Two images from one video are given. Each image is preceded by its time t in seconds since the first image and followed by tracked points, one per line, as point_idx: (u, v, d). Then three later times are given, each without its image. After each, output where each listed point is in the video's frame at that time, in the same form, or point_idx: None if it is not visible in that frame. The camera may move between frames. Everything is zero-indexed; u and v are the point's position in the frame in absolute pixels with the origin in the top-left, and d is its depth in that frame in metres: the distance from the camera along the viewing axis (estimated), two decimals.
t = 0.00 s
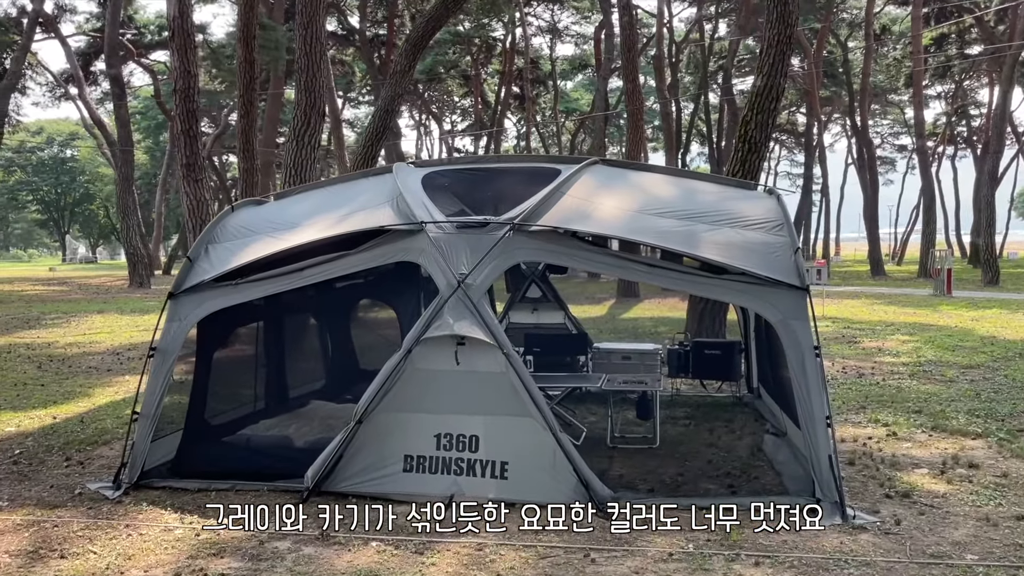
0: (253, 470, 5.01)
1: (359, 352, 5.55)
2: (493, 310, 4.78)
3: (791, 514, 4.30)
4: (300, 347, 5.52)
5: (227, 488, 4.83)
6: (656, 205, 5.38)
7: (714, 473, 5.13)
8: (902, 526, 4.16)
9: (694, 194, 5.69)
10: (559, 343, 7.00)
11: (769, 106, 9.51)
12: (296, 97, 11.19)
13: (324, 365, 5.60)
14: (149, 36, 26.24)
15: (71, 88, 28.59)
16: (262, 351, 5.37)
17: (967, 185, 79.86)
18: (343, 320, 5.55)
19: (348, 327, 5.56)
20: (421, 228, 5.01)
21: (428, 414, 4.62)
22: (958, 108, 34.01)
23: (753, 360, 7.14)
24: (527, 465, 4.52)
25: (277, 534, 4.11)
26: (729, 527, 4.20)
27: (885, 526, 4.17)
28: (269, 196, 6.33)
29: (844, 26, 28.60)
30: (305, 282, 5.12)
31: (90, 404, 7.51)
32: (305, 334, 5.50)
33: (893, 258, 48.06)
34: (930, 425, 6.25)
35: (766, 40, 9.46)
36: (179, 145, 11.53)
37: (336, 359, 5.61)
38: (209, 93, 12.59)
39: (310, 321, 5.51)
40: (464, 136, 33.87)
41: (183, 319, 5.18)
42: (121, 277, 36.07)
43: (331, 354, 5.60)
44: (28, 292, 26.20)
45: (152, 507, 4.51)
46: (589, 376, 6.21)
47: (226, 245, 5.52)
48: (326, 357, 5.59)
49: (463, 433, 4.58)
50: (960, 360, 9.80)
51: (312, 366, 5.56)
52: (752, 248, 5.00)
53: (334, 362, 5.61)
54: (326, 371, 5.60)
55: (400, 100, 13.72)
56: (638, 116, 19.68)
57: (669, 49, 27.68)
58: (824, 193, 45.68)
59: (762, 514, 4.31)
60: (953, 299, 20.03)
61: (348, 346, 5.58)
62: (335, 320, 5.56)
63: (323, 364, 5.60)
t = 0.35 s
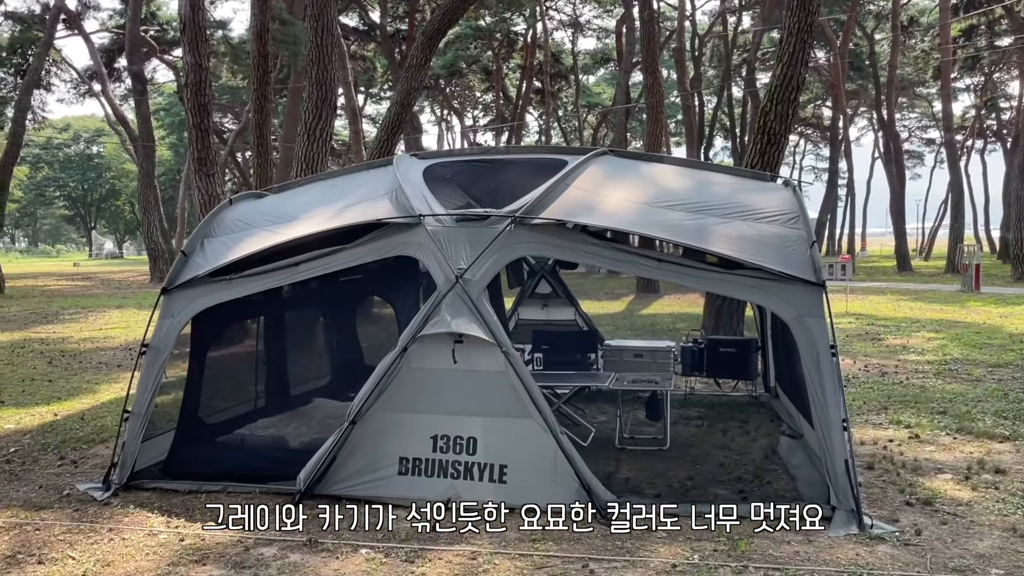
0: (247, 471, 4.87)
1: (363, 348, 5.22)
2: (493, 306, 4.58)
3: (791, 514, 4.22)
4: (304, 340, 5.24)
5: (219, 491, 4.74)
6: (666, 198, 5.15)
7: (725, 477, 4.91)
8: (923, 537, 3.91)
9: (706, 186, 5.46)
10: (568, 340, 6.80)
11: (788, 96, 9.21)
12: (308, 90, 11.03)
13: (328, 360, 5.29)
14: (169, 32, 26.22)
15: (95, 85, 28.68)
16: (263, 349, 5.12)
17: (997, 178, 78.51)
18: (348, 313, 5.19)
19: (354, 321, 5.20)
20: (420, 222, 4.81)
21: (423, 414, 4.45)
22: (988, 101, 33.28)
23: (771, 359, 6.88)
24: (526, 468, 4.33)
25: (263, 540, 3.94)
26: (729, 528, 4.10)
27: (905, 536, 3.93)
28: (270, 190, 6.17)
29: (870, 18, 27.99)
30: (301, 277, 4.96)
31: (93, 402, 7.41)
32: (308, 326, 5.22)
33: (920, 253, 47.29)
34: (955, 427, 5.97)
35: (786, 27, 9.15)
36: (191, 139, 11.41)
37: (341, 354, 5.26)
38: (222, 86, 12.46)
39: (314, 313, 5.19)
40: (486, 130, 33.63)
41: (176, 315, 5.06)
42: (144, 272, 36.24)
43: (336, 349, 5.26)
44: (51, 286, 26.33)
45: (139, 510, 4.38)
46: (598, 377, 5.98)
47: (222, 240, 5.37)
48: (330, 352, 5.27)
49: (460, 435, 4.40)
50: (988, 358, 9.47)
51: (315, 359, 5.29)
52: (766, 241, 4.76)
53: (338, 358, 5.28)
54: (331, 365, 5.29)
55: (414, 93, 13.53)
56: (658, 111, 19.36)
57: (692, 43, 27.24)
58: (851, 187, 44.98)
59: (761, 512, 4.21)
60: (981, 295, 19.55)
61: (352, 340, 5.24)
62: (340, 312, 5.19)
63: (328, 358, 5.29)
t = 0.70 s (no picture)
0: (242, 475, 4.71)
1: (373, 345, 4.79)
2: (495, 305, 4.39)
3: (790, 513, 4.11)
4: (310, 334, 4.91)
5: (211, 496, 4.60)
6: (680, 191, 4.92)
7: (739, 485, 4.69)
8: (949, 555, 3.66)
9: (723, 179, 5.22)
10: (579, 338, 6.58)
11: (812, 86, 8.86)
12: (321, 83, 10.88)
13: (337, 357, 4.88)
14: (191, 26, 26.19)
15: (120, 79, 28.81)
16: (266, 345, 4.88)
17: None
18: (360, 308, 4.88)
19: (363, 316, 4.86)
20: (421, 217, 4.62)
21: (422, 418, 4.26)
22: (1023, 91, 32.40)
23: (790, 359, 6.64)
24: (529, 477, 4.13)
25: (251, 550, 3.76)
26: (727, 529, 4.01)
27: (929, 553, 3.69)
28: (273, 182, 6.02)
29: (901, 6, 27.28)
30: (299, 274, 4.78)
31: (99, 398, 7.31)
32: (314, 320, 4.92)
33: (952, 246, 46.33)
34: (985, 433, 5.67)
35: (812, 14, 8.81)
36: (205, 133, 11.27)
37: (349, 350, 4.83)
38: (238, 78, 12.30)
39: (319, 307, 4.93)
40: (510, 123, 33.38)
41: (173, 313, 4.91)
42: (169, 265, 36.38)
43: (344, 345, 4.86)
44: (75, 279, 26.44)
45: (127, 515, 4.24)
46: (611, 377, 5.79)
47: (220, 235, 5.21)
48: (339, 349, 4.86)
49: (460, 440, 4.21)
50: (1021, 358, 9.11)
51: (325, 355, 4.90)
52: (783, 238, 4.52)
53: (347, 356, 4.83)
54: (341, 361, 4.87)
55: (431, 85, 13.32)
56: (681, 101, 18.95)
57: (718, 33, 26.75)
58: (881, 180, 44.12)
59: (762, 513, 4.07)
60: (1015, 290, 18.97)
61: (362, 337, 4.83)
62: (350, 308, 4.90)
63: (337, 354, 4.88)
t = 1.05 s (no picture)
0: (235, 471, 4.59)
1: (379, 333, 4.68)
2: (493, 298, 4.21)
3: (799, 516, 3.92)
4: (320, 322, 4.75)
5: (202, 492, 4.50)
6: (690, 179, 4.70)
7: (751, 487, 4.49)
8: (970, 565, 3.44)
9: (738, 167, 4.99)
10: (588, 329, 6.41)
11: (837, 70, 8.49)
12: (336, 70, 10.72)
13: (345, 344, 4.73)
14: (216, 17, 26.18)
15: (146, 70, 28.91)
16: (269, 338, 4.75)
17: None
18: (364, 295, 4.76)
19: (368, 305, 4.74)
20: (418, 207, 4.45)
21: (417, 414, 4.11)
22: None
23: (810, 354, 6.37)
24: (526, 477, 3.96)
25: (235, 551, 3.63)
26: (730, 530, 3.84)
27: (949, 563, 3.46)
28: (275, 172, 5.89)
29: None
30: (294, 264, 4.63)
31: (105, 390, 7.24)
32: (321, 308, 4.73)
33: (988, 237, 45.34)
34: (1013, 433, 5.40)
35: None
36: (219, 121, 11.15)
37: (357, 336, 4.69)
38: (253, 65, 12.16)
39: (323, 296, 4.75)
40: (535, 113, 33.08)
41: (165, 305, 4.79)
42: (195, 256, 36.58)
43: (352, 331, 4.71)
44: (102, 269, 26.64)
45: (114, 512, 4.14)
46: (621, 371, 5.58)
47: (216, 224, 5.08)
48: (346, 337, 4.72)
49: (456, 438, 4.05)
50: None
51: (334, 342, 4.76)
52: (796, 227, 4.29)
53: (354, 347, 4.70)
54: (349, 348, 4.73)
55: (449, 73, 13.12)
56: (706, 91, 18.56)
57: (746, 21, 26.22)
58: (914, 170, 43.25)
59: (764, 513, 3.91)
60: None
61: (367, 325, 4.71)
62: (356, 294, 4.76)
63: (347, 341, 4.73)
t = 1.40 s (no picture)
0: (218, 469, 4.48)
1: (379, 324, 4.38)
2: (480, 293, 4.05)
3: (799, 524, 3.72)
4: (325, 316, 4.49)
5: (183, 492, 4.40)
6: (691, 168, 4.50)
7: (753, 490, 4.29)
8: None
9: (743, 154, 4.78)
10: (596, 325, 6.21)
11: (858, 53, 8.01)
12: (346, 59, 10.57)
13: (347, 337, 4.43)
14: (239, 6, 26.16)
15: (172, 60, 29.04)
16: (265, 332, 4.56)
17: None
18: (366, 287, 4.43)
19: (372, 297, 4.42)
20: (405, 198, 4.29)
21: (400, 412, 3.96)
22: None
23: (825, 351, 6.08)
24: (512, 479, 3.80)
25: (206, 554, 3.51)
26: (724, 538, 3.66)
27: None
28: (269, 161, 5.77)
29: None
30: (281, 256, 4.49)
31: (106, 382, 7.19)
32: (315, 297, 4.50)
33: None
34: None
35: None
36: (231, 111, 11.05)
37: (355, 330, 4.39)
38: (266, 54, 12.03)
39: (321, 286, 4.52)
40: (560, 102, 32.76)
41: (151, 297, 4.68)
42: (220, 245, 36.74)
43: (353, 323, 4.42)
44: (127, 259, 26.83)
45: (90, 510, 4.05)
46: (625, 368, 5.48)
47: (205, 215, 4.97)
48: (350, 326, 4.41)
49: (440, 438, 3.90)
50: None
51: (336, 336, 4.46)
52: (800, 219, 4.08)
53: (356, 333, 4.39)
54: (351, 340, 4.42)
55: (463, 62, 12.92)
56: (731, 80, 18.15)
57: (775, 8, 25.67)
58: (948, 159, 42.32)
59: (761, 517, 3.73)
60: None
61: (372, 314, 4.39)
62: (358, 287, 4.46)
63: (347, 334, 4.43)
